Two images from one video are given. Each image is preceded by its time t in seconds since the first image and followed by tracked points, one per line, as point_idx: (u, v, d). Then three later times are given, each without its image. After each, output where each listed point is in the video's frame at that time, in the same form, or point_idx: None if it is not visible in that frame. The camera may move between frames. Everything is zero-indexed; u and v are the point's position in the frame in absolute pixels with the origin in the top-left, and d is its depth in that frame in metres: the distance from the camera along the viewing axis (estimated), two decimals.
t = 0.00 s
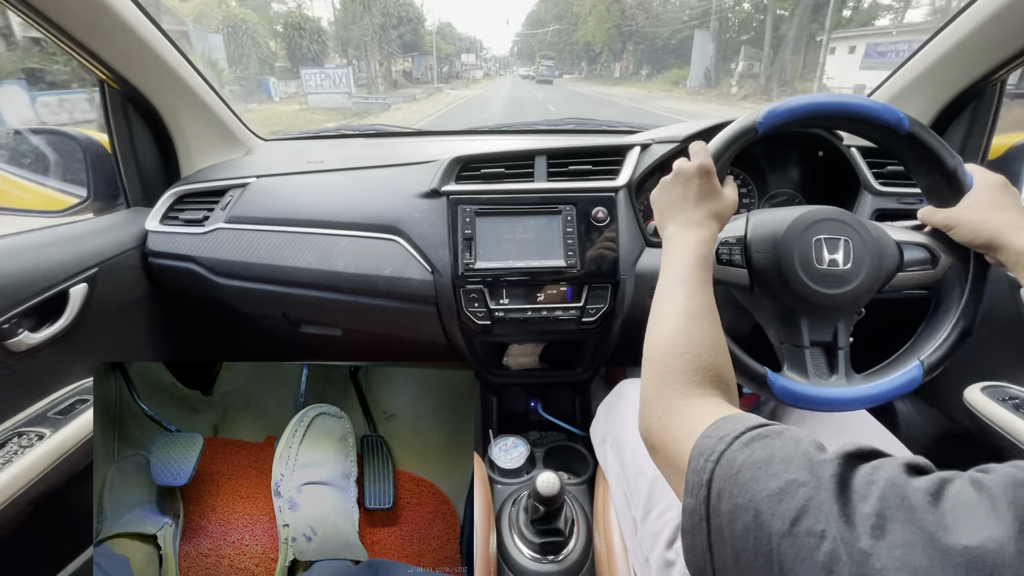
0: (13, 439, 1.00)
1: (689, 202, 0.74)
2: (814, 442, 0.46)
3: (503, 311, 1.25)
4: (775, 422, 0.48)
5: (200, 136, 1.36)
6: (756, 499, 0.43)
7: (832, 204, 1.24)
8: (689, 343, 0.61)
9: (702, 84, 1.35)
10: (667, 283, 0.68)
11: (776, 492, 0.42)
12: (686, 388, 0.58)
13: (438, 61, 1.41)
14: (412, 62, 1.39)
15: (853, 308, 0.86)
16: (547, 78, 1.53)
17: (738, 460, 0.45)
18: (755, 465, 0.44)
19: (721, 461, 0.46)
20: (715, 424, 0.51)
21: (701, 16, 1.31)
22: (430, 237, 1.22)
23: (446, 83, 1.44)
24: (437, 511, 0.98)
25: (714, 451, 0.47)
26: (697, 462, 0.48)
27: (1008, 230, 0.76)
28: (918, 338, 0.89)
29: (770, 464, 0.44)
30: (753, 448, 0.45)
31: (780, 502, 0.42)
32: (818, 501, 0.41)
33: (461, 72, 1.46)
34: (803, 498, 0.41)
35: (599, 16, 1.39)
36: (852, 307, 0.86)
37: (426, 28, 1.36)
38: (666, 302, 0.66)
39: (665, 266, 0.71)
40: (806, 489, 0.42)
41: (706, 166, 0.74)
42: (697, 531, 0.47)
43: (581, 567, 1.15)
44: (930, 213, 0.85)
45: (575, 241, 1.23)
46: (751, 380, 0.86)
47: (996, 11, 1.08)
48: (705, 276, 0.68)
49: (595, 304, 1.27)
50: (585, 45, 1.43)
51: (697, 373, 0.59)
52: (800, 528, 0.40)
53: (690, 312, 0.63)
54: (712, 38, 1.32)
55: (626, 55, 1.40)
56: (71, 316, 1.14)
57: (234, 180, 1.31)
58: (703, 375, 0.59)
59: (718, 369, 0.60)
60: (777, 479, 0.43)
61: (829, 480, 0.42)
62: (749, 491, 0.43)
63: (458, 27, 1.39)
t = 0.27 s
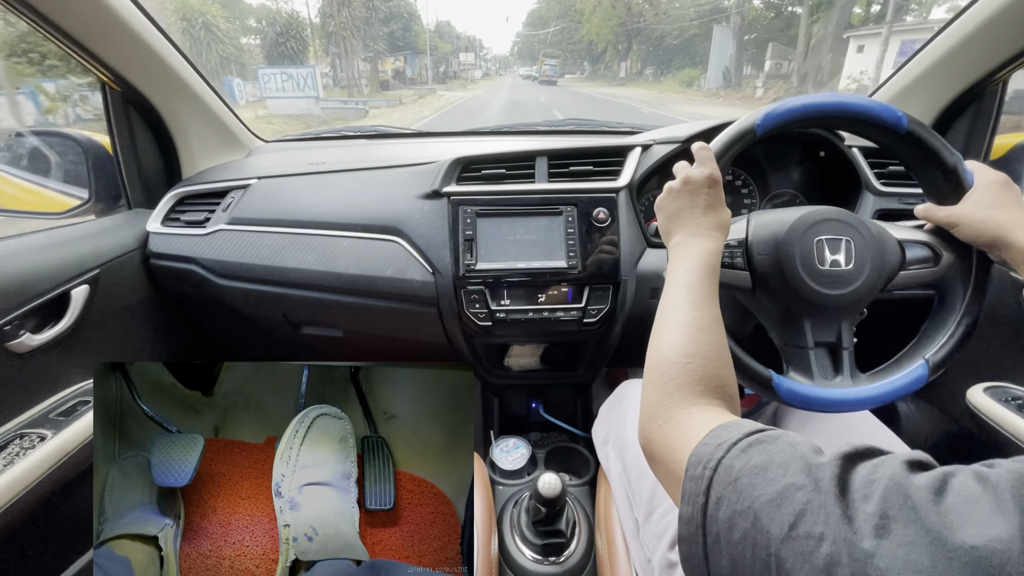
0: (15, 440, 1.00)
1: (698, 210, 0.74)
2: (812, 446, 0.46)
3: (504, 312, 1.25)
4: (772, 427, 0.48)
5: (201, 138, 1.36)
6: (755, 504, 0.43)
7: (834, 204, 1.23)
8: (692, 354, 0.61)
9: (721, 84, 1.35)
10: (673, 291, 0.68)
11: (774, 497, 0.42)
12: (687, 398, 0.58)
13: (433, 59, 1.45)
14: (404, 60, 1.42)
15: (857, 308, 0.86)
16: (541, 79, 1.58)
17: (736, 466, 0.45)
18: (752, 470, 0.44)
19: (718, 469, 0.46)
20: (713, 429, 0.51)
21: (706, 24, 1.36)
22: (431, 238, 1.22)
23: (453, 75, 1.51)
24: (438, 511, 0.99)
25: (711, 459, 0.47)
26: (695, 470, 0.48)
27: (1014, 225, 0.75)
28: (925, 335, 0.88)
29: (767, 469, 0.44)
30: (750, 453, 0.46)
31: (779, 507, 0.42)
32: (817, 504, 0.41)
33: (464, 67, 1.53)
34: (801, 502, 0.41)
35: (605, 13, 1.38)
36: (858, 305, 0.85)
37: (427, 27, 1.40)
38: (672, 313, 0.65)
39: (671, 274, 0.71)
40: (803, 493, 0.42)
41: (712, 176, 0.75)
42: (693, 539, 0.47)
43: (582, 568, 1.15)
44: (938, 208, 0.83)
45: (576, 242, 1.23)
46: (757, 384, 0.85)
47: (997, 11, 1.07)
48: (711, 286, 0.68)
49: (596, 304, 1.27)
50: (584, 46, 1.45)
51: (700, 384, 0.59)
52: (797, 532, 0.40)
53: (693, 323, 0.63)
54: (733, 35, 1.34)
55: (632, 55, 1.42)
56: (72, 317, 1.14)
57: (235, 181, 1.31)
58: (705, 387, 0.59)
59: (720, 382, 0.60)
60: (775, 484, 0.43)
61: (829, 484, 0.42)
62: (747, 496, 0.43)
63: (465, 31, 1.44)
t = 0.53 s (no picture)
0: (13, 435, 1.00)
1: (695, 224, 0.74)
2: (801, 461, 0.47)
3: (503, 311, 1.25)
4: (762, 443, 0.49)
5: (200, 133, 1.36)
6: (745, 522, 0.43)
7: (833, 204, 1.23)
8: (688, 372, 0.61)
9: (744, 85, 1.32)
10: (671, 308, 0.68)
11: (764, 513, 0.43)
12: (683, 416, 0.58)
13: (428, 58, 1.39)
14: (397, 60, 1.38)
15: (859, 306, 0.86)
16: (544, 80, 1.52)
17: (727, 483, 0.46)
18: (744, 488, 0.45)
19: (711, 486, 0.46)
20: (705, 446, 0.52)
21: (713, 24, 1.37)
22: (431, 236, 1.22)
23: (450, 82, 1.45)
24: (437, 511, 0.98)
25: (704, 477, 0.48)
26: (688, 487, 0.48)
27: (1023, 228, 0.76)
28: (929, 326, 0.89)
29: (757, 485, 0.44)
30: (741, 470, 0.46)
31: (768, 523, 0.42)
32: (806, 518, 0.41)
33: (462, 70, 1.47)
34: (790, 518, 0.42)
35: (610, 10, 1.36)
36: (861, 302, 0.86)
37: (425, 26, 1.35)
38: (671, 330, 0.66)
39: (669, 290, 0.71)
40: (792, 508, 0.42)
41: (706, 188, 0.75)
42: (685, 559, 0.47)
43: (580, 566, 1.15)
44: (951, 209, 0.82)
45: (575, 240, 1.23)
46: (765, 389, 0.85)
47: (996, 13, 1.08)
48: (710, 301, 0.68)
49: (595, 303, 1.27)
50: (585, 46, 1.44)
51: (696, 402, 0.59)
52: (787, 548, 0.40)
53: (690, 340, 0.64)
54: (757, 32, 1.33)
55: (638, 56, 1.40)
56: (70, 313, 1.13)
57: (234, 178, 1.31)
58: (701, 405, 0.59)
59: (717, 400, 0.60)
60: (765, 501, 0.43)
61: (818, 499, 0.42)
62: (738, 513, 0.44)
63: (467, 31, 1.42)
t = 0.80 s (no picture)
0: (11, 438, 1.00)
1: (696, 222, 0.74)
2: (811, 462, 0.47)
3: (503, 313, 1.25)
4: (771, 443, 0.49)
5: (200, 136, 1.36)
6: (754, 520, 0.43)
7: (832, 206, 1.24)
8: (689, 372, 0.61)
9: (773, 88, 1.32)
10: (673, 308, 0.68)
11: (774, 513, 0.43)
12: (688, 418, 0.58)
13: (422, 57, 1.40)
14: (387, 58, 1.39)
15: (858, 308, 0.86)
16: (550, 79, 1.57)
17: (736, 482, 0.46)
18: (753, 487, 0.45)
19: (721, 486, 0.47)
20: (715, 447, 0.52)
21: (722, 22, 1.39)
22: (431, 238, 1.22)
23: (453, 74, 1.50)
24: (436, 512, 0.98)
25: (715, 476, 0.48)
26: (699, 487, 0.48)
27: None
28: (928, 329, 0.89)
29: (767, 485, 0.45)
30: (751, 470, 0.46)
31: (776, 522, 0.42)
32: (814, 517, 0.41)
33: (463, 62, 1.50)
34: (799, 516, 0.42)
35: (616, 8, 1.36)
36: (858, 305, 0.86)
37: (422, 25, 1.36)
38: (671, 330, 0.66)
39: (671, 291, 0.71)
40: (801, 507, 0.42)
41: (707, 187, 0.75)
42: (697, 558, 0.47)
43: (581, 569, 1.15)
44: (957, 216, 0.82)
45: (575, 242, 1.23)
46: (764, 390, 0.85)
47: (995, 16, 1.08)
48: (709, 300, 0.68)
49: (594, 305, 1.27)
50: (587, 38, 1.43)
51: (699, 403, 0.59)
52: (795, 546, 0.40)
53: (689, 339, 0.64)
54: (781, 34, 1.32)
55: (646, 55, 1.42)
56: (69, 316, 1.13)
57: (234, 180, 1.31)
58: (706, 403, 0.59)
59: (721, 397, 0.60)
60: (774, 500, 0.43)
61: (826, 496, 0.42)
62: (747, 512, 0.44)
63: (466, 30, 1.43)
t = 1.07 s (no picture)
0: (14, 440, 1.00)
1: (695, 222, 0.74)
2: (806, 457, 0.47)
3: (504, 313, 1.25)
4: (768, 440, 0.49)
5: (201, 138, 1.36)
6: (752, 523, 0.43)
7: (832, 204, 1.24)
8: (689, 375, 0.61)
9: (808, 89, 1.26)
10: (671, 311, 0.68)
11: (772, 514, 0.43)
12: (686, 418, 0.58)
13: (417, 57, 1.43)
14: (375, 56, 1.40)
15: (860, 306, 0.86)
16: (553, 81, 1.53)
17: (733, 481, 0.46)
18: (751, 489, 0.45)
19: (721, 489, 0.47)
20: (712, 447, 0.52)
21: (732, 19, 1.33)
22: (431, 239, 1.22)
23: (451, 74, 1.51)
24: (437, 511, 0.98)
25: (714, 480, 0.48)
26: (699, 491, 0.48)
27: None
28: (929, 326, 0.88)
29: (764, 486, 0.45)
30: (748, 470, 0.46)
31: (775, 523, 0.42)
32: (809, 518, 0.41)
33: (459, 63, 1.50)
34: (795, 517, 0.42)
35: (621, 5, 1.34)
36: (861, 303, 0.86)
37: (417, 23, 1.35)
38: (670, 333, 0.66)
39: (669, 293, 0.71)
40: (797, 508, 0.42)
41: (705, 187, 0.75)
42: (697, 562, 0.46)
43: (583, 568, 1.15)
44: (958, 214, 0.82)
45: (575, 242, 1.23)
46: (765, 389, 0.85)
47: (995, 14, 1.08)
48: (709, 304, 0.68)
49: (596, 304, 1.27)
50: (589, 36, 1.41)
51: (699, 403, 0.59)
52: (793, 547, 0.40)
53: (689, 341, 0.64)
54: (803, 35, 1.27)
55: (653, 54, 1.38)
56: (70, 319, 1.13)
57: (234, 182, 1.31)
58: (706, 405, 0.59)
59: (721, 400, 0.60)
60: (771, 501, 0.43)
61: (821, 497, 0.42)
62: (745, 516, 0.44)
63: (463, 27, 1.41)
